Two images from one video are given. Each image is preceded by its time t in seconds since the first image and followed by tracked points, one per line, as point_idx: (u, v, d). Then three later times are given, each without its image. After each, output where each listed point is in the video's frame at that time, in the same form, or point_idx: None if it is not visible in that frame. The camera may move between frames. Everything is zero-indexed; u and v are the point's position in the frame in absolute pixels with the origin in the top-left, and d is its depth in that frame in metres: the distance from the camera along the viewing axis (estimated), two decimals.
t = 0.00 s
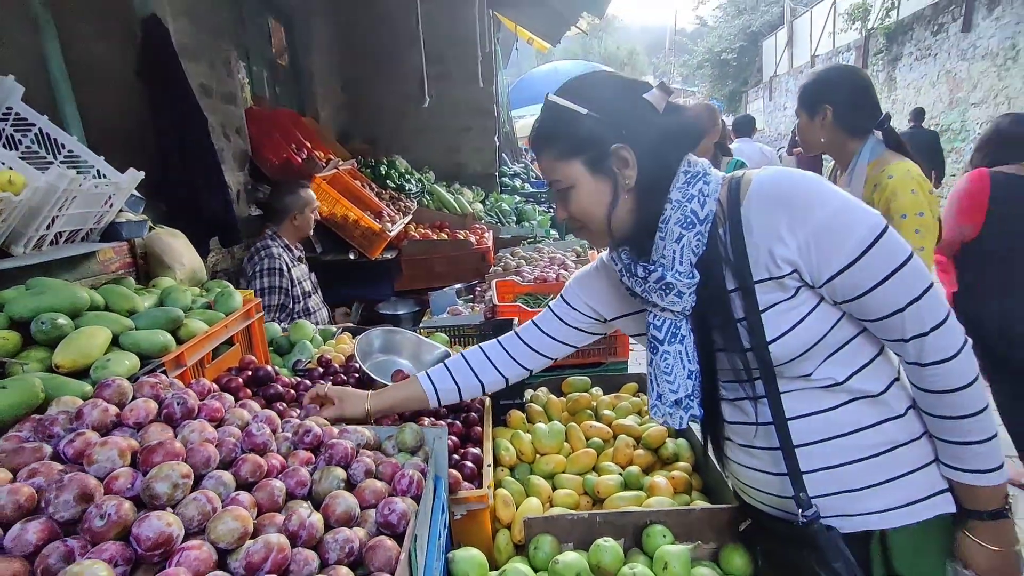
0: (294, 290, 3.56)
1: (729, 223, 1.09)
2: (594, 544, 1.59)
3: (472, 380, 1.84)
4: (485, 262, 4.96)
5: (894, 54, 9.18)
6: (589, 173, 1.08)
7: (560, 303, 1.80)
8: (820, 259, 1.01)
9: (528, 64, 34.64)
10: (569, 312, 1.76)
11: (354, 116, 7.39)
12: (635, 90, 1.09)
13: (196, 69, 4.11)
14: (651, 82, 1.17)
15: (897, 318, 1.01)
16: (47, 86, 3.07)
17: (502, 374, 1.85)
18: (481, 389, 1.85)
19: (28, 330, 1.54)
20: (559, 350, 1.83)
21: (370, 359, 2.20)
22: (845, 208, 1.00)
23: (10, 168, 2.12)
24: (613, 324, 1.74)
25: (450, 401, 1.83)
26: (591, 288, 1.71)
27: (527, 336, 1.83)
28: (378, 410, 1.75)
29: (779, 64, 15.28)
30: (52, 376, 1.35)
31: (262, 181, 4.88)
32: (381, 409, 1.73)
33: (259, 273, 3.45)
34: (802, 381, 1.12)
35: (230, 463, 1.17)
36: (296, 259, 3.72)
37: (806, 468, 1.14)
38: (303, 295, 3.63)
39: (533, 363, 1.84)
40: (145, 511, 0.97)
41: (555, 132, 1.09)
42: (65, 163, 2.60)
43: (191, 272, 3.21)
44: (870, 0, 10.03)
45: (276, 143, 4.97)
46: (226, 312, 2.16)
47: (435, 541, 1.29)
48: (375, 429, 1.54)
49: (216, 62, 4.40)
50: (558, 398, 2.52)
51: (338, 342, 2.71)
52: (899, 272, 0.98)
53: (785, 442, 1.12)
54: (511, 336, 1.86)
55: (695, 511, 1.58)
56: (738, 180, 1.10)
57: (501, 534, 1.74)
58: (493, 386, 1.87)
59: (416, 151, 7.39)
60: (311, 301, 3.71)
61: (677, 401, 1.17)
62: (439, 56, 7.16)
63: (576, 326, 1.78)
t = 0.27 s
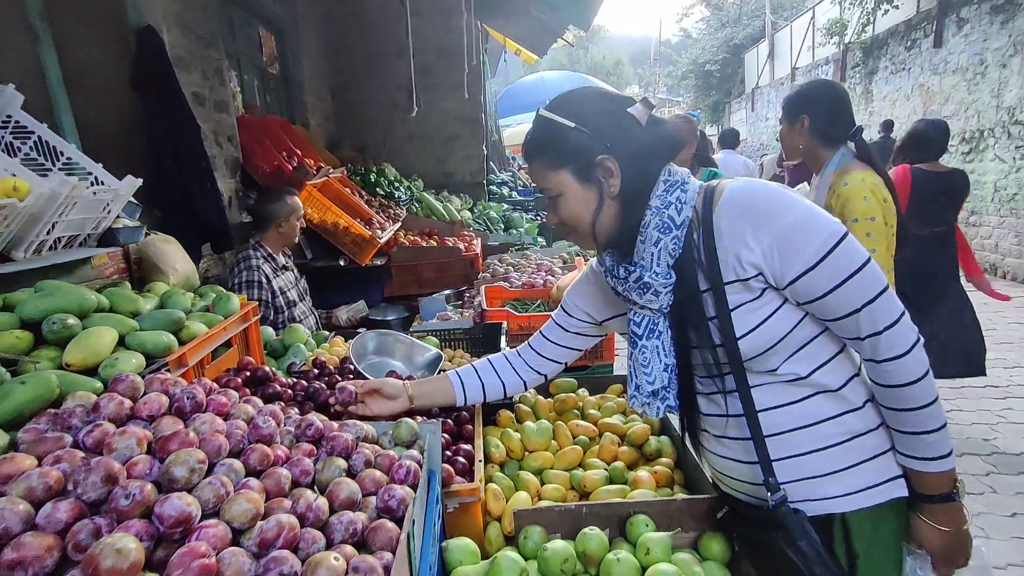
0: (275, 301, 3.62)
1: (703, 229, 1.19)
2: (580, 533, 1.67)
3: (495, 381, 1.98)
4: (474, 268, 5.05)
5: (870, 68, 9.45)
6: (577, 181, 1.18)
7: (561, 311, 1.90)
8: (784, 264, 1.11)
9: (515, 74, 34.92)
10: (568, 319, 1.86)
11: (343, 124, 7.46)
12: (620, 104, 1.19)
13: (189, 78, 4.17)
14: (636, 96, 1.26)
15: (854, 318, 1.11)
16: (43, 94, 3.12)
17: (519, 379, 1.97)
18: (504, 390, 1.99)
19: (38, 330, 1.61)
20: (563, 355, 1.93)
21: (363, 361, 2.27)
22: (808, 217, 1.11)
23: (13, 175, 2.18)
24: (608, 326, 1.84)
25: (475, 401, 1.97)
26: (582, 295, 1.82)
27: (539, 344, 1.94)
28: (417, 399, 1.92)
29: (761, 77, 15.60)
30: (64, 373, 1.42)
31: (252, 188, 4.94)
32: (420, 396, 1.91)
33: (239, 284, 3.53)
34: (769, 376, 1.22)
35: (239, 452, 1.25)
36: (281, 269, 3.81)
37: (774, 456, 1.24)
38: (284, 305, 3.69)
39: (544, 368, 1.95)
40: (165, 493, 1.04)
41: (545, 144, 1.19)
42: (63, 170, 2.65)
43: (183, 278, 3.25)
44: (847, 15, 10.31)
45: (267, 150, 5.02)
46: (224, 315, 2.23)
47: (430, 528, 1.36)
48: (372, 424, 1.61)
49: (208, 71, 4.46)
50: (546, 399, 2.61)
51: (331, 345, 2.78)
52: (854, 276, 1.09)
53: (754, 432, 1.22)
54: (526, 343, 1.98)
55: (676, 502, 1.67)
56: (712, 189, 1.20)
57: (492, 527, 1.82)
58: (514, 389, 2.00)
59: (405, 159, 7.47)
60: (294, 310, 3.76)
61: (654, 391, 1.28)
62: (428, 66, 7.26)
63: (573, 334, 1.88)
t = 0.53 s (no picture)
0: (261, 303, 3.68)
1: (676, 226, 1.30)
2: (565, 514, 1.75)
3: (493, 371, 2.10)
4: (462, 270, 5.17)
5: (848, 77, 9.72)
6: (562, 182, 1.28)
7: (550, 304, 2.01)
8: (748, 257, 1.23)
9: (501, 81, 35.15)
10: (556, 312, 1.96)
11: (332, 130, 7.53)
12: (602, 111, 1.30)
13: (182, 83, 4.23)
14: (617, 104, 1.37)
15: (811, 306, 1.22)
16: (39, 99, 3.17)
17: (515, 369, 2.09)
18: (502, 379, 2.11)
19: (49, 323, 1.69)
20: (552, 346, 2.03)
21: (358, 356, 2.33)
22: (770, 215, 1.22)
23: (17, 177, 2.25)
24: (593, 318, 1.95)
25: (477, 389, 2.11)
26: (568, 288, 1.92)
27: (532, 336, 2.05)
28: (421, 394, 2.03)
29: (743, 85, 15.90)
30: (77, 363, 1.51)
31: (243, 193, 5.00)
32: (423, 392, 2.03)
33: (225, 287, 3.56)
34: (737, 360, 1.33)
35: (246, 434, 1.34)
36: (269, 271, 3.86)
37: (741, 435, 1.34)
38: (271, 307, 3.75)
39: (537, 358, 2.06)
40: (181, 466, 1.13)
41: (533, 147, 1.29)
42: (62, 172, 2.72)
43: (177, 280, 3.29)
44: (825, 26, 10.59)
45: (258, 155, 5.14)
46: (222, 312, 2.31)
47: (423, 506, 1.44)
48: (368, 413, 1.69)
49: (200, 77, 4.53)
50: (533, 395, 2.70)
51: (324, 343, 2.86)
52: (810, 269, 1.20)
53: (723, 412, 1.33)
54: (520, 334, 2.08)
55: (656, 484, 1.76)
56: (685, 190, 1.31)
57: (481, 512, 1.89)
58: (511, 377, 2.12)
59: (393, 165, 7.55)
60: (280, 311, 3.83)
61: (632, 375, 1.39)
62: (417, 73, 7.37)
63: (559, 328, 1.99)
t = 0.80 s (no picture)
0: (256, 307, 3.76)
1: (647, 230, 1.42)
2: (552, 501, 1.84)
3: (460, 357, 2.19)
4: (453, 274, 5.24)
5: (829, 85, 9.94)
6: (543, 190, 1.40)
7: (527, 298, 2.12)
8: (713, 257, 1.35)
9: (491, 88, 35.32)
10: (533, 306, 2.08)
11: (324, 137, 7.62)
12: (577, 125, 1.42)
13: (178, 91, 4.32)
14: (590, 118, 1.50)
15: (771, 300, 1.35)
16: (40, 108, 3.26)
17: (481, 355, 2.18)
18: (467, 365, 2.20)
19: (64, 322, 1.81)
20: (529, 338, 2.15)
21: (354, 355, 2.41)
22: (731, 218, 1.35)
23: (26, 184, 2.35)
24: (570, 314, 2.08)
25: (442, 373, 2.19)
26: (549, 285, 2.04)
27: (504, 325, 2.15)
28: (388, 378, 2.08)
29: (728, 92, 16.15)
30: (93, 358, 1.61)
31: (237, 198, 5.09)
32: (389, 376, 2.07)
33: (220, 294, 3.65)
34: (705, 351, 1.45)
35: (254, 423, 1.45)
36: (262, 275, 3.92)
37: (711, 420, 1.46)
38: (266, 310, 3.83)
39: (506, 346, 2.17)
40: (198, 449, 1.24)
41: (515, 158, 1.41)
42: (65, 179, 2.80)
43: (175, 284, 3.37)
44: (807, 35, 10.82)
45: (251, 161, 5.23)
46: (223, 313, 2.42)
47: (417, 490, 1.53)
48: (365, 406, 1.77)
49: (195, 85, 4.62)
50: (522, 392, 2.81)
51: (319, 343, 2.95)
52: (769, 266, 1.33)
53: (694, 400, 1.45)
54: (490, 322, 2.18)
55: (639, 471, 1.86)
56: (654, 196, 1.43)
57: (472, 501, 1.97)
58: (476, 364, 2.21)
59: (385, 171, 7.65)
60: (276, 314, 3.91)
61: (610, 369, 1.50)
62: (408, 80, 7.48)
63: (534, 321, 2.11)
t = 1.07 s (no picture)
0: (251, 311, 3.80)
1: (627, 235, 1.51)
2: (544, 493, 1.92)
3: (438, 350, 2.24)
4: (444, 278, 5.28)
5: (812, 92, 10.13)
6: (526, 200, 1.50)
7: (510, 295, 2.21)
8: (687, 260, 1.44)
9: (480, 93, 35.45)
10: (517, 303, 2.17)
11: (315, 142, 7.68)
12: (558, 137, 1.52)
13: (172, 98, 4.37)
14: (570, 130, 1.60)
15: (742, 299, 1.45)
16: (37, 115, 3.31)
17: (459, 348, 2.26)
18: (443, 357, 2.27)
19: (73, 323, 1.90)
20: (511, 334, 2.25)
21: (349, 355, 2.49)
22: (704, 223, 1.45)
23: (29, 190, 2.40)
24: (552, 313, 2.18)
25: (420, 366, 2.24)
26: (533, 283, 2.14)
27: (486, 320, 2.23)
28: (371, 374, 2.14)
29: (714, 99, 16.37)
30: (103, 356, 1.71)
31: (229, 204, 5.14)
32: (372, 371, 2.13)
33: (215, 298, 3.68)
34: (682, 348, 1.54)
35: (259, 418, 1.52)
36: (256, 279, 3.98)
37: (689, 413, 1.55)
38: (261, 314, 3.87)
39: (485, 339, 2.26)
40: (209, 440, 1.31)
41: (499, 170, 1.50)
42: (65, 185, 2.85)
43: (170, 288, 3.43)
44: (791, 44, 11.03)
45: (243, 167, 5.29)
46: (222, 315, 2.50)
47: (415, 481, 1.61)
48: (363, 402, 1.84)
49: (189, 92, 4.67)
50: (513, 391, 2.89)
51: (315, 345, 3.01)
52: (739, 267, 1.43)
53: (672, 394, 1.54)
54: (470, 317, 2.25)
55: (625, 465, 1.95)
56: (632, 204, 1.52)
57: (467, 495, 2.03)
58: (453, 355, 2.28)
59: (375, 177, 7.72)
60: (270, 317, 3.94)
61: (592, 367, 1.58)
62: (399, 87, 7.56)
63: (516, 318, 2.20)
